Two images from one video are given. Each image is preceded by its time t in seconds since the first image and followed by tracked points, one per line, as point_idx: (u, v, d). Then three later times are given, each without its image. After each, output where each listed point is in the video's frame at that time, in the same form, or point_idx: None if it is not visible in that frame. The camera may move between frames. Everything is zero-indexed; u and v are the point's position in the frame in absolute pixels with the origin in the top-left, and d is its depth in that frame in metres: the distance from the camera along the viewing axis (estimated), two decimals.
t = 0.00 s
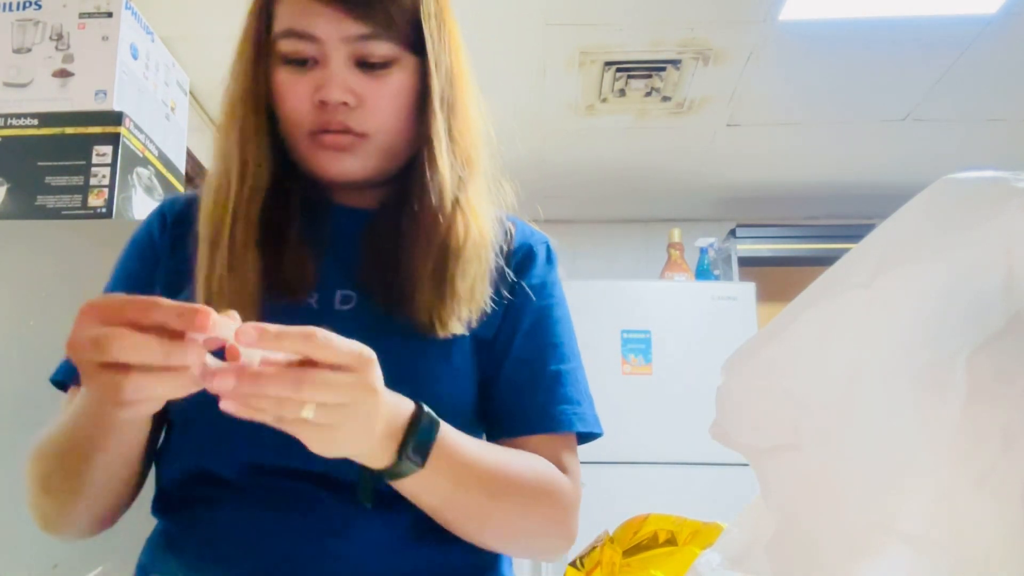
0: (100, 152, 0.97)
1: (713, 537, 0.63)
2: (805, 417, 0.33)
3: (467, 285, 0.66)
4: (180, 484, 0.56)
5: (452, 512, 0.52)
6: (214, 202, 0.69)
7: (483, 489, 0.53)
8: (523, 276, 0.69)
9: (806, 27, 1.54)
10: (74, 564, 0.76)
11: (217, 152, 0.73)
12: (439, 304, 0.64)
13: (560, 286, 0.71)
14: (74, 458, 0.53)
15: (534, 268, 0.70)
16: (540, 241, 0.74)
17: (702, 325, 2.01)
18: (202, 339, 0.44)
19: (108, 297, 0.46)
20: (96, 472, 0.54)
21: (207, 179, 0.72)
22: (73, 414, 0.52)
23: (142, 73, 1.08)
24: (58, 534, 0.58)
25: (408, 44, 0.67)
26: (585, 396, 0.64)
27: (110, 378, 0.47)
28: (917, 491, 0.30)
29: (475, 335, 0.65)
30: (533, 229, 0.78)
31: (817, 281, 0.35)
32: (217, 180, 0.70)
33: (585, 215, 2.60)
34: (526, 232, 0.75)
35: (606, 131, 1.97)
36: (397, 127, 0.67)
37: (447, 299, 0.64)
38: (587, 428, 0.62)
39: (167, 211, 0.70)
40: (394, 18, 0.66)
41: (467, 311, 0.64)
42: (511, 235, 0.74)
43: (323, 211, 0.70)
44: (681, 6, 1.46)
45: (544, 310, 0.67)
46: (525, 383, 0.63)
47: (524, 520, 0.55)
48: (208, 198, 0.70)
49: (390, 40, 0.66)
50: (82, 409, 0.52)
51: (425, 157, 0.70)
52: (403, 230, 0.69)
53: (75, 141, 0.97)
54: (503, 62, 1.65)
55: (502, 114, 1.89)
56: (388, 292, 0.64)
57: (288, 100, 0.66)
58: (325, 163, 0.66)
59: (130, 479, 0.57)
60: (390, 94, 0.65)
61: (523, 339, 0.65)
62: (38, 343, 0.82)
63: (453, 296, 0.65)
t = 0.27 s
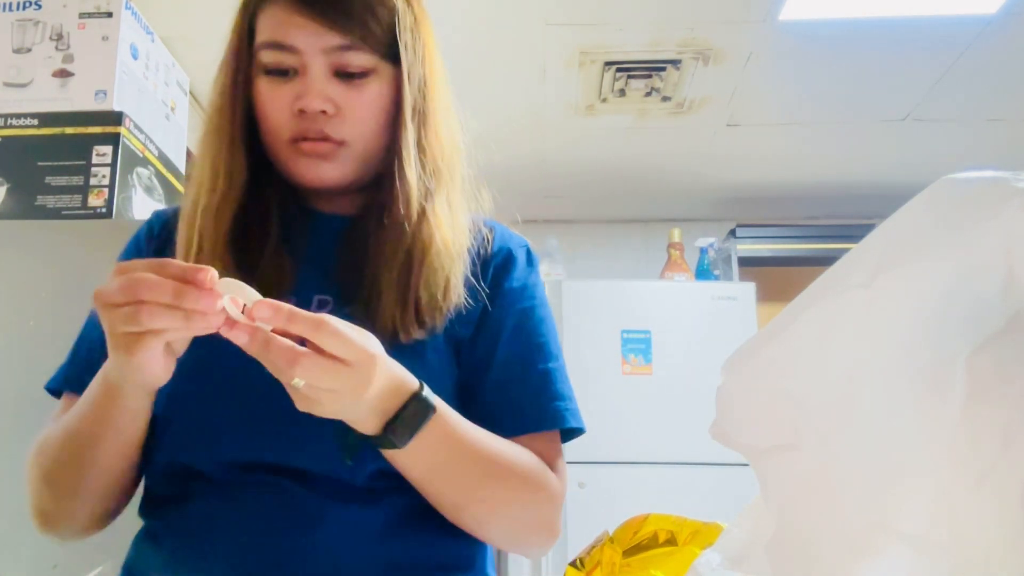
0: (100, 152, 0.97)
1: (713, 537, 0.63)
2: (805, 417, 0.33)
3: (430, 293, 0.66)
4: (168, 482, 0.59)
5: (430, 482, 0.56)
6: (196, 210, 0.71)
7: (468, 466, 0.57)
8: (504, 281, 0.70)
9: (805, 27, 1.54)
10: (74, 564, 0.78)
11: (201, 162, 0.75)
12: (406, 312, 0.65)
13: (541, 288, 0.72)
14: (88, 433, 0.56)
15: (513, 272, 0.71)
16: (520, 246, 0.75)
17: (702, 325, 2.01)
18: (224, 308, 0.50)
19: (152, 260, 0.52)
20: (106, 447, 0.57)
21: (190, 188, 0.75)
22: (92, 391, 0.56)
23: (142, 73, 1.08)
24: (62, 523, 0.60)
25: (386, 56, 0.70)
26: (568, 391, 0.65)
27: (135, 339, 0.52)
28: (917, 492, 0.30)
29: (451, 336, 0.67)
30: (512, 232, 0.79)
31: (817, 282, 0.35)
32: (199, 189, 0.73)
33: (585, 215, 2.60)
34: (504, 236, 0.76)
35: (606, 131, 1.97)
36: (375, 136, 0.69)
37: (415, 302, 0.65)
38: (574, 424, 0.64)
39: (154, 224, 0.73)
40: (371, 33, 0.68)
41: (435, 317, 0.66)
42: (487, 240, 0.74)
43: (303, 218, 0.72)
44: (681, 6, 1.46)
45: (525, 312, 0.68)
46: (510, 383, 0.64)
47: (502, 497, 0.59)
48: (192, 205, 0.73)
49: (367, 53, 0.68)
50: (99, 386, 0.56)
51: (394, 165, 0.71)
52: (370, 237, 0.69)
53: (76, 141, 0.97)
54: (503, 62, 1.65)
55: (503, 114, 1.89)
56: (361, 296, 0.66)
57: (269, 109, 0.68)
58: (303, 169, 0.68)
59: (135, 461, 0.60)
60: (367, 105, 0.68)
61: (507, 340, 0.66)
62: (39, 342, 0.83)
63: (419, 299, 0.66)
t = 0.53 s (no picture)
0: (100, 152, 0.97)
1: (713, 537, 0.63)
2: (805, 417, 0.33)
3: (429, 299, 0.69)
4: (156, 482, 0.59)
5: (424, 475, 0.59)
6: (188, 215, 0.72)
7: (463, 461, 0.59)
8: (494, 288, 0.72)
9: (805, 27, 1.54)
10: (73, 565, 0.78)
11: (191, 167, 0.75)
12: (404, 317, 0.68)
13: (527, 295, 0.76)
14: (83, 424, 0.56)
15: (502, 280, 0.74)
16: (506, 253, 0.79)
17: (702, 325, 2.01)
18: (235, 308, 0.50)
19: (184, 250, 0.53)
20: (103, 438, 0.57)
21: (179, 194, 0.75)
22: (88, 383, 0.56)
23: (142, 73, 1.08)
24: (54, 521, 0.59)
25: (378, 68, 0.71)
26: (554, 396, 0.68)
27: (140, 317, 0.52)
28: (917, 491, 0.30)
29: (443, 342, 0.69)
30: (499, 240, 0.82)
31: (817, 282, 0.35)
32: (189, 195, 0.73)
33: (585, 215, 2.60)
34: (492, 244, 0.79)
35: (606, 130, 1.97)
36: (367, 146, 0.70)
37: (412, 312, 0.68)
38: (559, 427, 0.66)
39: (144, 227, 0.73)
40: (363, 44, 0.69)
41: (431, 322, 0.68)
42: (476, 248, 0.77)
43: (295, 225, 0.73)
44: (681, 6, 1.46)
45: (513, 320, 0.71)
46: (500, 387, 0.67)
47: (491, 494, 0.61)
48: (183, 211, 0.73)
49: (360, 64, 0.69)
50: (94, 377, 0.56)
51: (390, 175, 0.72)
52: (368, 245, 0.71)
53: (76, 141, 0.97)
54: (503, 61, 1.65)
55: (503, 114, 1.89)
56: (356, 303, 0.68)
57: (262, 118, 0.68)
58: (296, 178, 0.68)
59: (129, 454, 0.59)
60: (361, 115, 0.68)
61: (496, 345, 0.68)
62: (38, 343, 0.83)
63: (419, 309, 0.68)
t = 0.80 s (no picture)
0: (100, 152, 0.97)
1: (713, 537, 0.63)
2: (804, 417, 0.33)
3: (427, 303, 0.69)
4: (151, 483, 0.59)
5: (424, 465, 0.59)
6: (185, 218, 0.72)
7: (465, 454, 0.60)
8: (486, 289, 0.73)
9: (805, 27, 1.54)
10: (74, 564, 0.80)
11: (187, 169, 0.75)
12: (403, 322, 0.69)
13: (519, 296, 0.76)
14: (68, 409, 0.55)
15: (495, 282, 0.74)
16: (497, 257, 0.80)
17: (702, 325, 2.01)
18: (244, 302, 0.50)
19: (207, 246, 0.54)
20: (86, 425, 0.56)
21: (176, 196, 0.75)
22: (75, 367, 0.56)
23: (142, 73, 1.08)
24: (37, 514, 0.58)
25: (377, 77, 0.71)
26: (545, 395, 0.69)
27: (149, 293, 0.52)
28: (917, 491, 0.30)
29: (438, 346, 0.70)
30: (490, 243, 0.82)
31: (817, 282, 0.35)
32: (186, 197, 0.73)
33: (585, 215, 2.60)
34: (485, 247, 0.80)
35: (606, 131, 1.97)
36: (365, 152, 0.70)
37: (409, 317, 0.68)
38: (551, 425, 0.67)
39: (138, 228, 0.72)
40: (363, 52, 0.69)
41: (429, 326, 0.69)
42: (469, 251, 0.78)
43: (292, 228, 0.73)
44: (681, 6, 1.46)
45: (506, 320, 0.71)
46: (495, 387, 0.67)
47: (489, 488, 0.62)
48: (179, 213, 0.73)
49: (360, 72, 0.69)
50: (83, 360, 0.56)
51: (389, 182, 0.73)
52: (366, 250, 0.72)
53: (76, 141, 0.98)
54: (503, 61, 1.65)
55: (503, 114, 1.89)
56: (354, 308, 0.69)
57: (261, 124, 0.68)
58: (296, 184, 0.68)
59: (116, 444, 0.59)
60: (359, 123, 0.69)
61: (490, 345, 0.69)
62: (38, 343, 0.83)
63: (416, 314, 0.69)
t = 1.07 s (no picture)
0: (100, 152, 0.97)
1: (713, 537, 0.63)
2: (804, 416, 0.33)
3: (426, 306, 0.69)
4: (148, 482, 0.59)
5: (421, 458, 0.59)
6: (182, 220, 0.72)
7: (462, 449, 0.60)
8: (481, 288, 0.74)
9: (805, 26, 1.54)
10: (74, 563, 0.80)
11: (184, 171, 0.75)
12: (402, 324, 0.69)
13: (513, 295, 0.76)
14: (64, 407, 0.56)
15: (489, 281, 0.75)
16: (492, 257, 0.79)
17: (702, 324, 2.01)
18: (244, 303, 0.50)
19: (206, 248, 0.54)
20: (84, 419, 0.56)
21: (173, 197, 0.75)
22: (70, 366, 0.56)
23: (142, 73, 1.08)
24: (32, 512, 0.58)
25: (377, 82, 0.71)
26: (540, 393, 0.69)
27: (150, 291, 0.53)
28: (918, 491, 0.30)
29: (436, 347, 0.70)
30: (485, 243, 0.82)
31: (816, 282, 0.35)
32: (183, 199, 0.73)
33: (585, 215, 2.60)
34: (480, 246, 0.80)
35: (606, 131, 1.97)
36: (364, 156, 0.70)
37: (407, 320, 0.69)
38: (546, 422, 0.67)
39: (134, 228, 0.72)
40: (363, 58, 0.69)
41: (428, 328, 0.69)
42: (464, 252, 0.78)
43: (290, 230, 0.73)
44: (681, 6, 1.46)
45: (501, 319, 0.71)
46: (490, 385, 0.67)
47: (484, 484, 0.62)
48: (175, 213, 0.73)
49: (360, 77, 0.69)
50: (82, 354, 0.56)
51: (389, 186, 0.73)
52: (365, 250, 0.71)
53: (76, 141, 0.98)
54: (503, 61, 1.65)
55: (504, 114, 1.89)
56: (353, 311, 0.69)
57: (260, 127, 0.68)
58: (295, 187, 0.69)
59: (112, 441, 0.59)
60: (359, 127, 0.69)
61: (485, 344, 0.69)
62: (38, 343, 0.83)
63: (416, 316, 0.69)
